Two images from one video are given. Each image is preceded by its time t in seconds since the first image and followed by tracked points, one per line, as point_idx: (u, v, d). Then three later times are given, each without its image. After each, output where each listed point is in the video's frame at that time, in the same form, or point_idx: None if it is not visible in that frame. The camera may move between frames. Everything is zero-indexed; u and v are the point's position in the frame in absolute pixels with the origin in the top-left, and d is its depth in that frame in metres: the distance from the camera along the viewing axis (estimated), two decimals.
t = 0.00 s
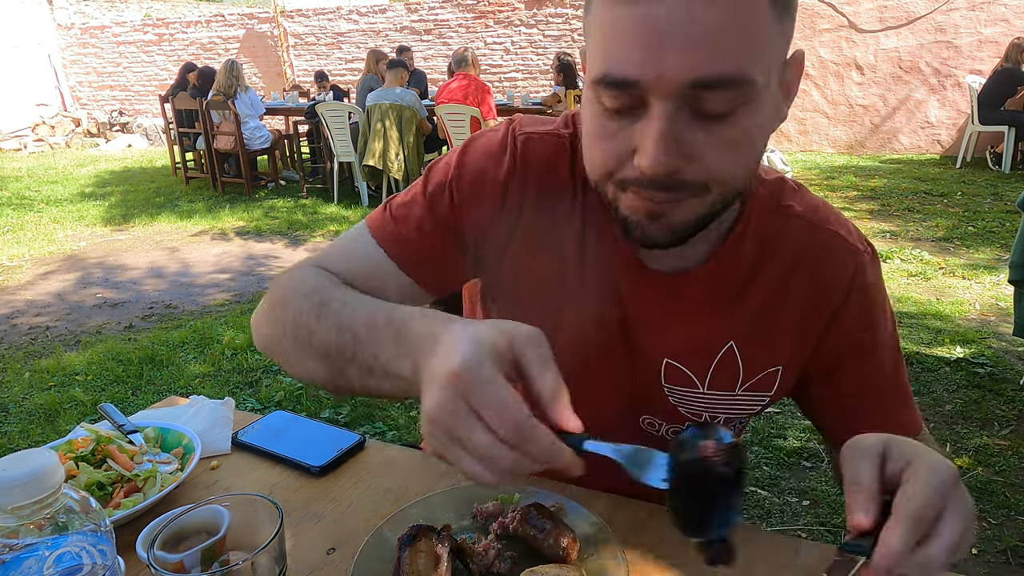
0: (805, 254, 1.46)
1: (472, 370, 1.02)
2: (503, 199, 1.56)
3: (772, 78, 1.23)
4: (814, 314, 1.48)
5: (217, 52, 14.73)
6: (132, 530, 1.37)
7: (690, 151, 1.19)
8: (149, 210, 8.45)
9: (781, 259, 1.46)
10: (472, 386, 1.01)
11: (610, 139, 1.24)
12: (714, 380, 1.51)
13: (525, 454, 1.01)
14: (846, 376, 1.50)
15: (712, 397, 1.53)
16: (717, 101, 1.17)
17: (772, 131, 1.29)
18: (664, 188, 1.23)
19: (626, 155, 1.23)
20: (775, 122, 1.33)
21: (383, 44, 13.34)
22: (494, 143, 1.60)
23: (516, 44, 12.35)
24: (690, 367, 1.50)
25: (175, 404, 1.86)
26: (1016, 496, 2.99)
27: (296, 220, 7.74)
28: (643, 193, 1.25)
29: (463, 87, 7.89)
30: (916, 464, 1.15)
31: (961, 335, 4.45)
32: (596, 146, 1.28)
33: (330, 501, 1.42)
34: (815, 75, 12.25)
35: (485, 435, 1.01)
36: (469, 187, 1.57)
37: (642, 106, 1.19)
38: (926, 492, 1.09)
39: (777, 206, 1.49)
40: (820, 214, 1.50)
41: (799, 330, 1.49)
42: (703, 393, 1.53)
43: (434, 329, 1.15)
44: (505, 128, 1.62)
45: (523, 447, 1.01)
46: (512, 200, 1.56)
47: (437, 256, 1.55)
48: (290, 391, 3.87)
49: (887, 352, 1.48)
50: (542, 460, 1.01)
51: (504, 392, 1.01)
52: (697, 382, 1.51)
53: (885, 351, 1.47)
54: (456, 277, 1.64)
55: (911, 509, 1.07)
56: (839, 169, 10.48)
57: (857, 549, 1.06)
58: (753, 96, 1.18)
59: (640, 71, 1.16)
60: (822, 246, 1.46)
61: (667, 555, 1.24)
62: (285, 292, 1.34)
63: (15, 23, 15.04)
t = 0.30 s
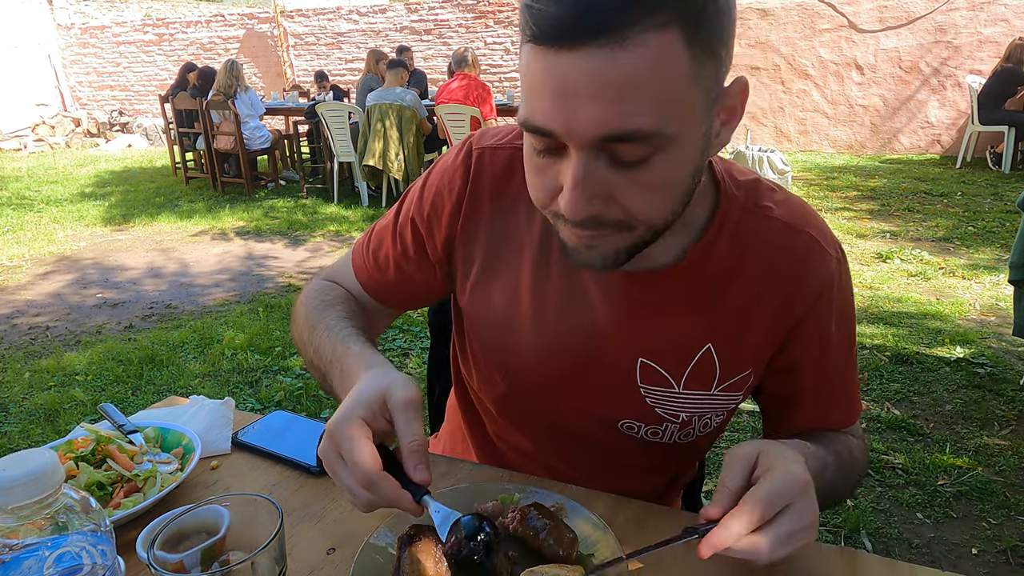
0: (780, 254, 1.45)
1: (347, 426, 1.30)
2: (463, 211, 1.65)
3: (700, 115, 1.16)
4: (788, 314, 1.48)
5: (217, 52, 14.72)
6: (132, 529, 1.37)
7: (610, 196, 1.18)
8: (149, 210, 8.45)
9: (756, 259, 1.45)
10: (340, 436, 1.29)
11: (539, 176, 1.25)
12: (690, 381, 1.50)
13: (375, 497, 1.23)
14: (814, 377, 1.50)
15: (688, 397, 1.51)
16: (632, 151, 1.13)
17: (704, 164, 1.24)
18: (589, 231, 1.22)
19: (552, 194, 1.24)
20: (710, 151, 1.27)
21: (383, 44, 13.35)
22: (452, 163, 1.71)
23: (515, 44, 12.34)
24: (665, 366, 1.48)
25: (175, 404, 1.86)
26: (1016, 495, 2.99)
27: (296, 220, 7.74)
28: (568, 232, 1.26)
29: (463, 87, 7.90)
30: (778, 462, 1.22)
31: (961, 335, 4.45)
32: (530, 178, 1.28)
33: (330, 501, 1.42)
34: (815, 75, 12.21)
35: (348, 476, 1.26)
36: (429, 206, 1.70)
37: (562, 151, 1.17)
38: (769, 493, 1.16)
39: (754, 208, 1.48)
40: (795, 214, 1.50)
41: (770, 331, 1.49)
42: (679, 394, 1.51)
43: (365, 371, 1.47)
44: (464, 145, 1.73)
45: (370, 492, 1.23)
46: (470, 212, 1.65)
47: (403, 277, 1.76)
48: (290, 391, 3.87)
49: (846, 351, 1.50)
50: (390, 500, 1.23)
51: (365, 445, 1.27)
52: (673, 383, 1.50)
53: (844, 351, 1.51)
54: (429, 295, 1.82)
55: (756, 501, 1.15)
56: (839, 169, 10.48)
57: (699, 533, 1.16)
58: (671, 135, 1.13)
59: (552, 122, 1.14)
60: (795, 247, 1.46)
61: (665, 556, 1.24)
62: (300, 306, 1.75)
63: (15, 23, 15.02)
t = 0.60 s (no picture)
0: (749, 241, 1.49)
1: (341, 440, 1.31)
2: (435, 216, 1.67)
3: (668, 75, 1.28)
4: (762, 302, 1.49)
5: (217, 52, 14.72)
6: (131, 529, 1.37)
7: (591, 154, 1.25)
8: (149, 210, 8.44)
9: (725, 248, 1.49)
10: (333, 449, 1.30)
11: (519, 151, 1.32)
12: (667, 373, 1.51)
13: (368, 510, 1.24)
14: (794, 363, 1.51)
15: (667, 391, 1.52)
16: (609, 103, 1.23)
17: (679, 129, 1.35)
18: (573, 196, 1.29)
19: (536, 165, 1.30)
20: (677, 120, 1.37)
21: (383, 44, 13.34)
22: (422, 173, 1.74)
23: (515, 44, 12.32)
24: (640, 360, 1.50)
25: (175, 404, 1.86)
26: (1016, 495, 2.99)
27: (296, 220, 7.74)
28: (553, 204, 1.31)
29: (463, 87, 7.91)
30: (730, 451, 1.24)
31: (961, 335, 4.45)
32: (507, 158, 1.35)
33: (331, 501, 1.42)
34: (815, 75, 12.21)
35: (341, 491, 1.27)
36: (403, 216, 1.72)
37: (542, 115, 1.26)
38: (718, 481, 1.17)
39: (722, 199, 1.52)
40: (762, 202, 1.54)
41: (745, 321, 1.51)
42: (657, 386, 1.52)
43: (354, 388, 1.48)
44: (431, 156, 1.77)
45: (365, 504, 1.24)
46: (442, 217, 1.66)
47: (383, 287, 1.76)
48: (290, 391, 3.88)
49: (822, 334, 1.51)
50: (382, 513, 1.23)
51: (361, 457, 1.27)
52: (650, 376, 1.51)
53: (822, 334, 1.51)
54: (410, 305, 1.82)
55: (702, 493, 1.15)
56: (839, 169, 10.48)
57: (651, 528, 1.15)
58: (645, 91, 1.24)
59: (530, 83, 1.23)
60: (762, 234, 1.49)
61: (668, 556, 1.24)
62: (282, 322, 1.73)
63: (15, 23, 15.01)
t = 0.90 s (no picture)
0: (743, 243, 1.50)
1: (353, 322, 1.28)
2: (434, 215, 1.66)
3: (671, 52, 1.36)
4: (756, 304, 1.50)
5: (217, 52, 14.72)
6: (131, 529, 1.37)
7: (610, 125, 1.29)
8: (149, 210, 8.44)
9: (719, 251, 1.50)
10: (344, 328, 1.27)
11: (529, 133, 1.34)
12: (661, 376, 1.52)
13: (380, 397, 1.23)
14: (792, 366, 1.52)
15: (661, 394, 1.53)
16: (625, 74, 1.29)
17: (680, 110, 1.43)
18: (593, 173, 1.32)
19: (551, 141, 1.32)
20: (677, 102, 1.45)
21: (383, 44, 13.35)
22: (418, 170, 1.73)
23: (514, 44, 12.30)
24: (634, 363, 1.51)
25: (175, 404, 1.85)
26: (1016, 495, 2.99)
27: (296, 220, 7.74)
28: (571, 180, 1.33)
29: (463, 87, 7.91)
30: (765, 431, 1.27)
31: (961, 335, 4.45)
32: (517, 142, 1.37)
33: (330, 502, 1.42)
34: (815, 75, 12.23)
35: (349, 379, 1.24)
36: (395, 210, 1.69)
37: (557, 89, 1.30)
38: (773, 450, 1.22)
39: (717, 201, 1.54)
40: (757, 204, 1.55)
41: (740, 324, 1.52)
42: (651, 390, 1.53)
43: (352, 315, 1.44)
44: (426, 153, 1.76)
45: (378, 391, 1.23)
46: (440, 217, 1.66)
47: (373, 277, 1.72)
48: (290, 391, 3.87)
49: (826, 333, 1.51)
50: (394, 402, 1.23)
51: (378, 340, 1.26)
52: (644, 379, 1.52)
53: (830, 336, 1.50)
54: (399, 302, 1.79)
55: (764, 457, 1.20)
56: (839, 169, 10.48)
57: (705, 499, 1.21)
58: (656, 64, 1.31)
59: (547, 54, 1.26)
60: (758, 236, 1.50)
61: (669, 557, 1.24)
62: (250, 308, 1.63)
63: (15, 23, 15.01)
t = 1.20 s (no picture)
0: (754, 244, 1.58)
1: (367, 259, 1.19)
2: (454, 204, 1.77)
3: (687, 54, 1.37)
4: (766, 303, 1.58)
5: (217, 52, 14.73)
6: (131, 529, 1.36)
7: (625, 127, 1.29)
8: (149, 210, 8.44)
9: (728, 253, 1.58)
10: (356, 264, 1.18)
11: (541, 136, 1.35)
12: (670, 379, 1.60)
13: (391, 334, 1.10)
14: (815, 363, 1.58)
15: (668, 398, 1.61)
16: (641, 75, 1.29)
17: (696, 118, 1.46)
18: (608, 179, 1.33)
19: (564, 145, 1.33)
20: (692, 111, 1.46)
21: (383, 44, 13.34)
22: (439, 163, 1.84)
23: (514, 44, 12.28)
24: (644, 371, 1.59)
25: (175, 404, 1.85)
26: (1016, 495, 2.99)
27: (296, 220, 7.74)
28: (586, 184, 1.33)
29: (463, 87, 7.91)
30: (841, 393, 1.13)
31: (962, 335, 4.45)
32: (530, 144, 1.37)
33: (330, 501, 1.42)
34: (815, 75, 12.23)
35: (357, 318, 1.12)
36: (420, 201, 1.78)
37: (573, 89, 1.30)
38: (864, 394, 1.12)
39: (728, 204, 1.63)
40: (766, 205, 1.64)
41: (754, 323, 1.59)
42: (660, 395, 1.61)
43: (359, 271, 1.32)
44: (446, 147, 1.89)
45: (388, 326, 1.10)
46: (462, 205, 1.77)
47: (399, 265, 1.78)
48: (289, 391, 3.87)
49: (850, 327, 1.52)
50: (406, 340, 1.09)
51: (395, 274, 1.16)
52: (654, 384, 1.60)
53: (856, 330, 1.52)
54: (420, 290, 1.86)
55: (858, 398, 1.10)
56: (839, 169, 10.48)
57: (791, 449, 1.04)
58: (670, 69, 1.32)
59: (562, 53, 1.25)
60: (764, 235, 1.59)
61: (669, 557, 1.24)
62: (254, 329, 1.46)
63: (15, 23, 15.01)
